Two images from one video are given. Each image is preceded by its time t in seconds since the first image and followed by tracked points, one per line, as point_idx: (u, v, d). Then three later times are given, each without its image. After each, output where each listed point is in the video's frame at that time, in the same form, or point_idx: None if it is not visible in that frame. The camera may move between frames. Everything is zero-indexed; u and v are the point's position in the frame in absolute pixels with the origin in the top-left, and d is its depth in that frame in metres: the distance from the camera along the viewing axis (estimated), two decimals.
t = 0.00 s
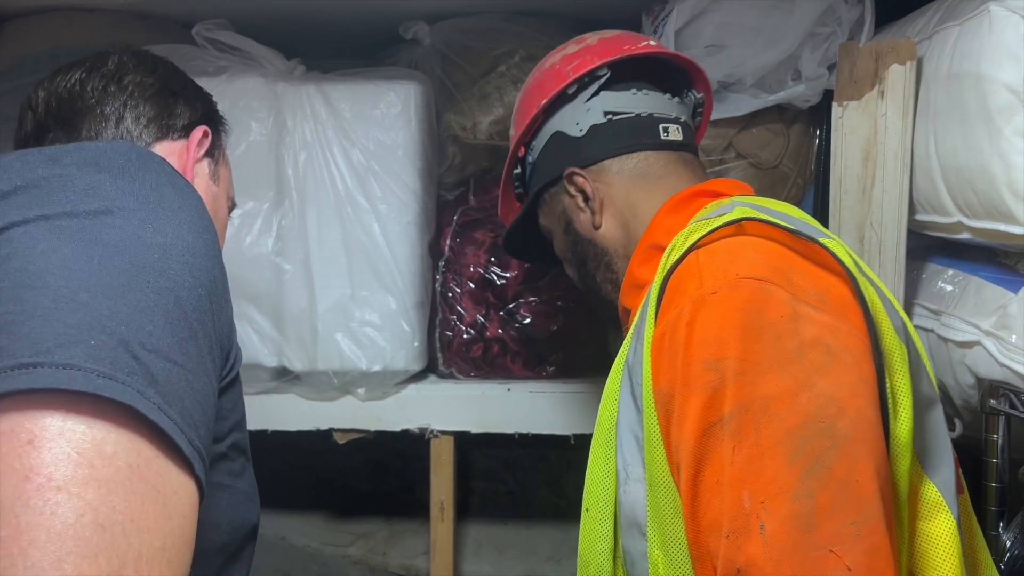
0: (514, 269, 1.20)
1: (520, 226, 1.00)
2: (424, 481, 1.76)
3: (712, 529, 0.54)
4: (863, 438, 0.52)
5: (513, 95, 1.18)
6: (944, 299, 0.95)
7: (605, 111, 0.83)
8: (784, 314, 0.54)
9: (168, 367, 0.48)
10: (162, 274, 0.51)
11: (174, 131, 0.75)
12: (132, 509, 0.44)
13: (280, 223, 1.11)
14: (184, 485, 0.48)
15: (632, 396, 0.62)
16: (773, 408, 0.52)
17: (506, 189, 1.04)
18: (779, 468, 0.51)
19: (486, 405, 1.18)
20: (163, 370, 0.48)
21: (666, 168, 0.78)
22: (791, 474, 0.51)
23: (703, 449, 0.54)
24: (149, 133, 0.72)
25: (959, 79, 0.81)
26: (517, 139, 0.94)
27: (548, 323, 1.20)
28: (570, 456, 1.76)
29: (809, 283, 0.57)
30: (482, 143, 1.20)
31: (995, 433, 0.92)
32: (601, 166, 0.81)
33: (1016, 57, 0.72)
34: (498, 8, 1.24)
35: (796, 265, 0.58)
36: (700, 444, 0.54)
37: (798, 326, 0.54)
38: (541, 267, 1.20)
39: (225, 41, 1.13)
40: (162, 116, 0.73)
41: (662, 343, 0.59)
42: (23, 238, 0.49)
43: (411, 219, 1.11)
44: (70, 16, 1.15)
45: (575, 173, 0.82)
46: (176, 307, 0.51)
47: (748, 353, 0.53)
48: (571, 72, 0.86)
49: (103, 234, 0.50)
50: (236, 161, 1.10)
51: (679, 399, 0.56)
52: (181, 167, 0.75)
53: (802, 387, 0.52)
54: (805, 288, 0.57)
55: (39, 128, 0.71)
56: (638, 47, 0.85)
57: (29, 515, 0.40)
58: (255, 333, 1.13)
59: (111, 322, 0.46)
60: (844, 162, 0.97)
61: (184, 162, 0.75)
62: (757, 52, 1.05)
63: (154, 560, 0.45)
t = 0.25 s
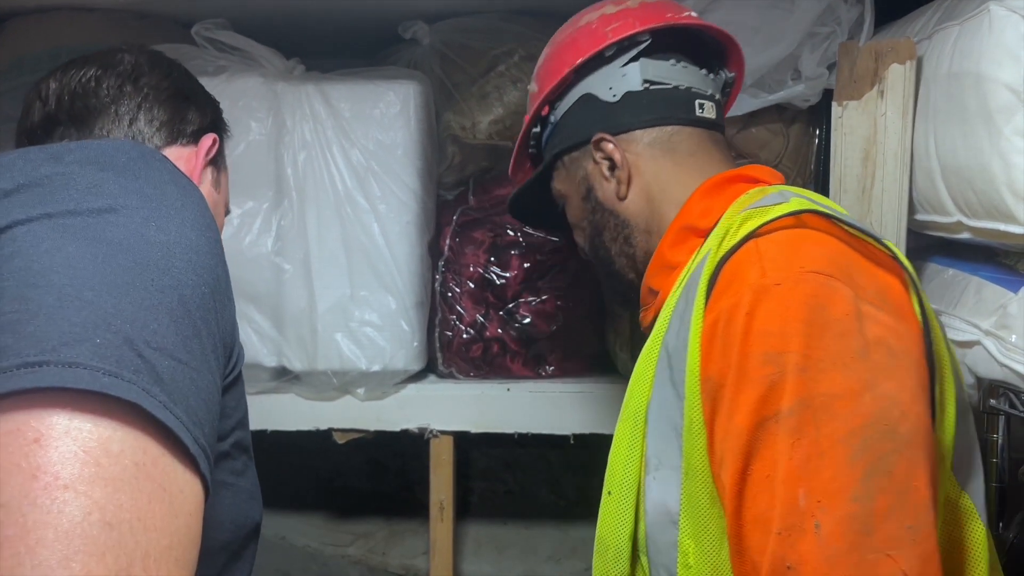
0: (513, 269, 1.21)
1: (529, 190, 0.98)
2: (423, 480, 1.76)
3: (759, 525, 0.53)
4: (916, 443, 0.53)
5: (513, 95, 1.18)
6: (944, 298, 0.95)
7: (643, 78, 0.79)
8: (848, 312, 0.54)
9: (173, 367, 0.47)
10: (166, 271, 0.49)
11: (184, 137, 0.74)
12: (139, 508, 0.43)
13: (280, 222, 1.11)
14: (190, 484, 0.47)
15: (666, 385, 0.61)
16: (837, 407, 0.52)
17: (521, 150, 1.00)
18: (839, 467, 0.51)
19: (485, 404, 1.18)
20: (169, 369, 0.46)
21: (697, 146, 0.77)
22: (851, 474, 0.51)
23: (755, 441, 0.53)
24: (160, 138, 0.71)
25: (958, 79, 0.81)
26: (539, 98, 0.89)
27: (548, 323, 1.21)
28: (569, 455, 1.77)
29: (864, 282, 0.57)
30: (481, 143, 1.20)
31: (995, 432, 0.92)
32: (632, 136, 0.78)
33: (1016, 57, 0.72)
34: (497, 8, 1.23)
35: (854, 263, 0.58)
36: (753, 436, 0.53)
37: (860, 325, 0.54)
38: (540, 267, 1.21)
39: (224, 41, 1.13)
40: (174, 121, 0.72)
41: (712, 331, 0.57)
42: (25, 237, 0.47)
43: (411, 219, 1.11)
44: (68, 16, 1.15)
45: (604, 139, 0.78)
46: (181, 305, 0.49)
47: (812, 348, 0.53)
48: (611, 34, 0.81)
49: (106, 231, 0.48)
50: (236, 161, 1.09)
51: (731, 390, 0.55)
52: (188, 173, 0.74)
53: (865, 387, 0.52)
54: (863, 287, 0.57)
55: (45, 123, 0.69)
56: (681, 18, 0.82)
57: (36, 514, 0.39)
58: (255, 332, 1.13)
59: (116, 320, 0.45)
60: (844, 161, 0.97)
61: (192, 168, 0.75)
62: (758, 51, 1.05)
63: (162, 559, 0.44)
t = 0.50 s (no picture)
0: (513, 269, 1.21)
1: (524, 174, 0.97)
2: (422, 480, 1.76)
3: (820, 525, 0.51)
4: (979, 444, 0.53)
5: (512, 95, 1.18)
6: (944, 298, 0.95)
7: (662, 64, 0.78)
8: (914, 310, 0.53)
9: (179, 367, 0.46)
10: (172, 269, 0.48)
11: (194, 142, 0.71)
12: (146, 508, 0.41)
13: (279, 222, 1.10)
14: (196, 484, 0.46)
15: (712, 379, 0.58)
16: (907, 406, 0.51)
17: (514, 139, 0.98)
18: (909, 467, 0.50)
19: (484, 405, 1.18)
20: (175, 369, 0.45)
21: (712, 138, 0.77)
22: (921, 475, 0.50)
23: (818, 439, 0.52)
24: (170, 141, 0.68)
25: (958, 79, 0.81)
26: (545, 75, 0.86)
27: (548, 323, 1.20)
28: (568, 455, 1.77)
29: (920, 281, 0.57)
30: (481, 143, 1.21)
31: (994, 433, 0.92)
32: (646, 121, 0.77)
33: (1015, 57, 0.72)
34: (496, 8, 1.23)
35: (907, 262, 0.58)
36: (816, 433, 0.52)
37: (925, 324, 0.53)
38: (539, 267, 1.21)
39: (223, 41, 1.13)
40: (187, 125, 0.69)
41: (770, 326, 0.56)
42: (30, 236, 0.46)
43: (411, 219, 1.11)
44: (67, 15, 1.15)
45: (619, 123, 0.78)
46: (186, 304, 0.48)
47: (882, 346, 0.52)
48: (631, 15, 0.79)
49: (111, 229, 0.47)
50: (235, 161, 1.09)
51: (792, 386, 0.53)
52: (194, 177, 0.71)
53: (935, 387, 0.51)
54: (921, 286, 0.57)
55: (52, 117, 0.65)
56: (699, 6, 0.81)
57: (43, 516, 0.38)
58: (254, 332, 1.13)
59: (123, 319, 0.44)
60: (845, 161, 0.98)
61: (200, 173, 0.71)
62: (758, 51, 1.05)
63: (169, 559, 0.42)
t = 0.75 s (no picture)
0: (512, 269, 1.21)
1: (511, 172, 0.95)
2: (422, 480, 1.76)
3: (856, 534, 0.53)
4: (1002, 447, 0.55)
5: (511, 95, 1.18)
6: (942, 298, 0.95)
7: (662, 59, 0.78)
8: (941, 317, 0.54)
9: (179, 369, 0.45)
10: (170, 270, 0.48)
11: (200, 143, 0.70)
12: (145, 513, 0.41)
13: (277, 223, 1.10)
14: (197, 489, 0.45)
15: (735, 387, 0.59)
16: (938, 414, 0.52)
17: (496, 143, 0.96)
18: (943, 474, 0.51)
19: (483, 405, 1.18)
20: (176, 372, 0.45)
21: (711, 135, 0.79)
22: (954, 482, 0.51)
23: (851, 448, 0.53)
24: (177, 141, 0.68)
25: (957, 79, 0.81)
26: (537, 69, 0.83)
27: (547, 323, 1.20)
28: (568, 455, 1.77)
29: (942, 286, 0.58)
30: (480, 144, 1.21)
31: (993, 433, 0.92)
32: (646, 118, 0.78)
33: (1013, 57, 0.72)
34: (495, 8, 1.23)
35: (928, 268, 0.59)
36: (849, 442, 0.53)
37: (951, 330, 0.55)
38: (538, 267, 1.21)
39: (221, 41, 1.13)
40: (194, 125, 0.69)
41: (798, 335, 0.57)
42: (29, 237, 0.46)
43: (410, 219, 1.11)
44: (65, 15, 1.15)
45: (619, 119, 0.77)
46: (187, 305, 0.48)
47: (912, 354, 0.53)
48: (631, 9, 0.78)
49: (111, 229, 0.47)
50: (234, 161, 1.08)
51: (823, 396, 0.54)
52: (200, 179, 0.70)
53: (963, 394, 0.53)
54: (943, 292, 0.58)
55: (58, 110, 0.64)
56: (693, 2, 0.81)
57: (41, 522, 0.38)
58: (254, 333, 1.12)
59: (122, 322, 0.43)
60: (844, 162, 0.98)
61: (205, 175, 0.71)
62: (758, 51, 1.05)
63: (168, 565, 0.42)
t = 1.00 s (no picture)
0: (512, 269, 1.20)
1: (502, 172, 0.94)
2: (422, 480, 1.76)
3: (873, 541, 0.53)
4: (1013, 450, 0.55)
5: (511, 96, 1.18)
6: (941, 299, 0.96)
7: (660, 61, 0.78)
8: (953, 323, 0.54)
9: (180, 378, 0.45)
10: (171, 277, 0.47)
11: (213, 153, 0.70)
12: (144, 526, 0.41)
13: (277, 223, 1.10)
14: (196, 500, 0.45)
15: (746, 396, 0.58)
16: (952, 420, 0.52)
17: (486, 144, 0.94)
18: (960, 481, 0.52)
19: (483, 404, 1.19)
20: (176, 381, 0.45)
21: (707, 137, 0.79)
22: (971, 488, 0.52)
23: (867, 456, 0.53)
24: (193, 150, 0.67)
25: (956, 79, 0.81)
26: (531, 69, 0.82)
27: (547, 323, 1.20)
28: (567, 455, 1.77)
29: (950, 291, 0.59)
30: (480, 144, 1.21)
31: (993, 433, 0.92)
32: (643, 121, 0.77)
33: (1013, 57, 0.72)
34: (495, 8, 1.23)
35: (935, 273, 0.60)
36: (864, 450, 0.53)
37: (962, 336, 0.55)
38: (539, 267, 1.21)
39: (221, 41, 1.13)
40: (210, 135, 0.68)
41: (811, 344, 0.56)
42: (31, 243, 0.45)
43: (410, 220, 1.11)
44: (65, 16, 1.15)
45: (617, 122, 0.77)
46: (189, 313, 0.47)
47: (926, 361, 0.53)
48: (626, 10, 0.78)
49: (113, 236, 0.47)
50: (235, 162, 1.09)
51: (838, 405, 0.54)
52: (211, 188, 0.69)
53: (976, 399, 0.53)
54: (951, 296, 0.58)
55: (75, 106, 0.62)
56: (684, 1, 0.81)
57: (37, 535, 0.37)
58: (254, 334, 1.12)
59: (123, 330, 0.43)
60: (844, 162, 0.98)
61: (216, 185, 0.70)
62: (757, 52, 1.05)
63: None
